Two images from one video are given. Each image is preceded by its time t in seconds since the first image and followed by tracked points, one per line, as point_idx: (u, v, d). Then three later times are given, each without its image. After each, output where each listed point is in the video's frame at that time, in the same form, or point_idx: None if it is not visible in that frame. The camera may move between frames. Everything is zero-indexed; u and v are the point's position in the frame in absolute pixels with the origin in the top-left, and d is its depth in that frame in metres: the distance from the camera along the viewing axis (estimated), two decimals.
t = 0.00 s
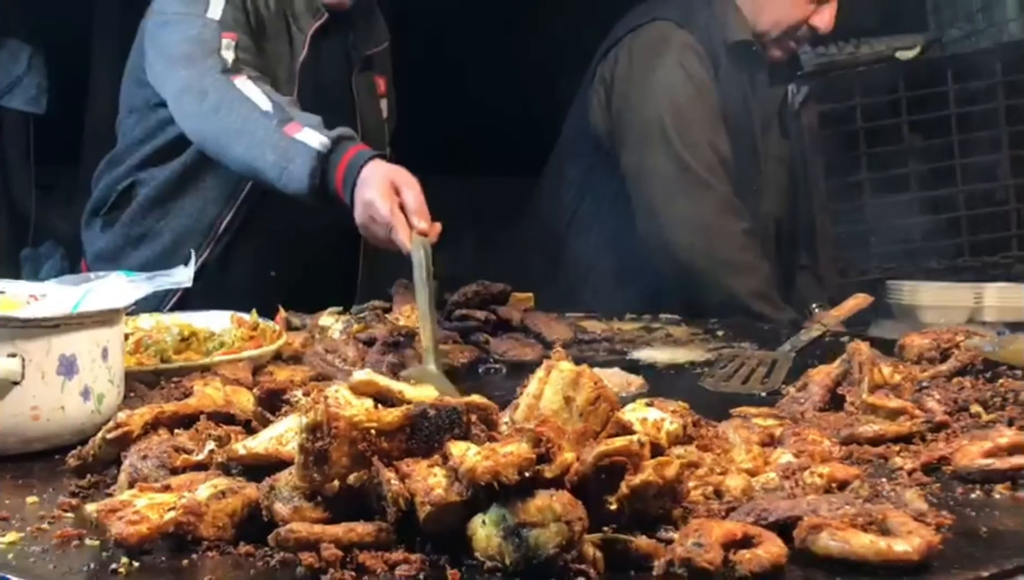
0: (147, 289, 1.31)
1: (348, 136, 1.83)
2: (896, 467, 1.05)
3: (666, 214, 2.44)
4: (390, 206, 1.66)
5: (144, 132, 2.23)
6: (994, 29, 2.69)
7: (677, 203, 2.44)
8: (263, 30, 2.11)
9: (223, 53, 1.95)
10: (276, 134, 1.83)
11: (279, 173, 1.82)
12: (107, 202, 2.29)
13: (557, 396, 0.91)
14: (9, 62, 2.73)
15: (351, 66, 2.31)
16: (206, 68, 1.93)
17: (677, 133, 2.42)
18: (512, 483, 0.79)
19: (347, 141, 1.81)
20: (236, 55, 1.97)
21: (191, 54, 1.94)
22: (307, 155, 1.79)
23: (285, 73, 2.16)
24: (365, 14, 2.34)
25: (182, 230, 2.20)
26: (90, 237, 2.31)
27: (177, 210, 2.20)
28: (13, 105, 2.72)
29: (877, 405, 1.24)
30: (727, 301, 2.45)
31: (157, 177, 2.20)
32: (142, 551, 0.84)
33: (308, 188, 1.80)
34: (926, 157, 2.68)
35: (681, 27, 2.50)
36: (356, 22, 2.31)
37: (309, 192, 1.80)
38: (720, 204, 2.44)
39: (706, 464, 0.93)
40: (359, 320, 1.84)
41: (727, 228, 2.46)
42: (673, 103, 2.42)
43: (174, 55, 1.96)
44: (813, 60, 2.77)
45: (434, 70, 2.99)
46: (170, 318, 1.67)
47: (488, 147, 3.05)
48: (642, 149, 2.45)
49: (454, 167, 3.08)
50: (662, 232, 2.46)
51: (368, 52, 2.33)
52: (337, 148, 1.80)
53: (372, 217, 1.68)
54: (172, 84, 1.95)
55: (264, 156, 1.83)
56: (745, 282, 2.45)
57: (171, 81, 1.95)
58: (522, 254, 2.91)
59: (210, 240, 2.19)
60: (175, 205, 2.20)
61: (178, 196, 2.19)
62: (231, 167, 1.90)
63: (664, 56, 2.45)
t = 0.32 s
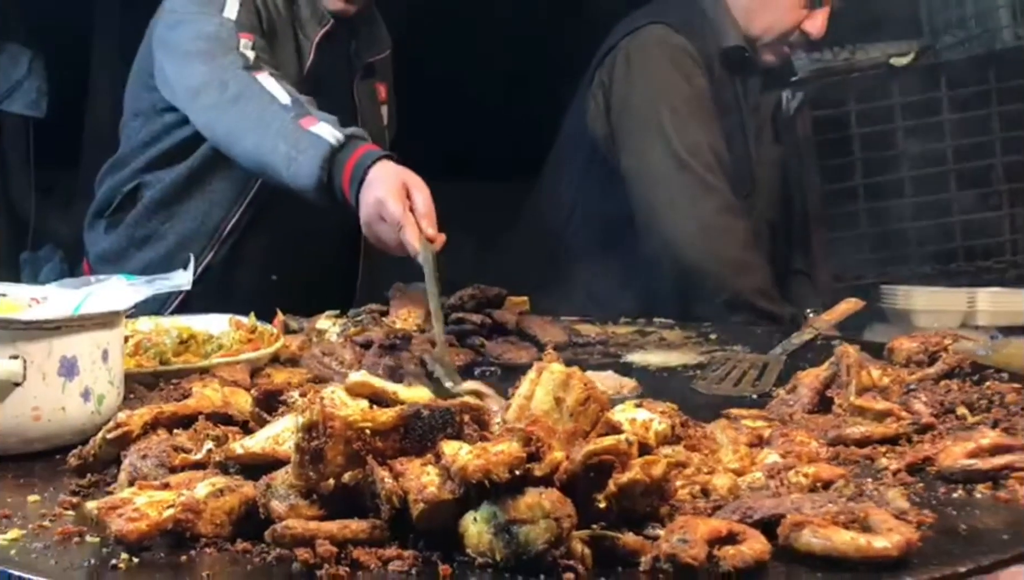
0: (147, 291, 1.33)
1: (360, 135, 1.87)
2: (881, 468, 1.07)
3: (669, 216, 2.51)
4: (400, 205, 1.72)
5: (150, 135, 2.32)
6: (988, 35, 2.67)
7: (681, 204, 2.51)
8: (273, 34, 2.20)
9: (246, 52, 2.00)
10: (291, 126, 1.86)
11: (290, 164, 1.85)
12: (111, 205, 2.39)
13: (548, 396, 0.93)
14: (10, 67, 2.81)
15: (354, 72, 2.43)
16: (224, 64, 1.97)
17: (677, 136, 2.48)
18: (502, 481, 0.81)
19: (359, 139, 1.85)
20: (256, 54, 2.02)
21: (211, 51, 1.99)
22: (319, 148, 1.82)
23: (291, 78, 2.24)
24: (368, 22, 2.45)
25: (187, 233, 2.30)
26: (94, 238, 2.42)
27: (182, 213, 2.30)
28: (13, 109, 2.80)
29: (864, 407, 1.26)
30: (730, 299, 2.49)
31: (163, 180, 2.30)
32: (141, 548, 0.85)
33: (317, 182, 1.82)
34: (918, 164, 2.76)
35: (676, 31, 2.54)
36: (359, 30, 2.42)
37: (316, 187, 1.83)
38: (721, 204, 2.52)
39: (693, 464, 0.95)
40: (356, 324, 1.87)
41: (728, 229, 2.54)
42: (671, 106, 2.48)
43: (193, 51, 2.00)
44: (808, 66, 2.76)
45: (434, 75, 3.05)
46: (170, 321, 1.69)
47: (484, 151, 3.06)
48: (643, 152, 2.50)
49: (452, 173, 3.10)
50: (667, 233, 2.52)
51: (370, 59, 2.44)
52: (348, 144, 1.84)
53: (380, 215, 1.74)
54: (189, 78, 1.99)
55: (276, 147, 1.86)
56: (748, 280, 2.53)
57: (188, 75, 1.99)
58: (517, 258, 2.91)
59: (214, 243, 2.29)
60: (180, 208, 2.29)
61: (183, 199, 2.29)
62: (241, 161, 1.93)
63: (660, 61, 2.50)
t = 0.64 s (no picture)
0: (142, 290, 1.35)
1: (363, 137, 1.90)
2: (863, 464, 1.09)
3: (661, 221, 2.51)
4: (407, 205, 1.73)
5: (151, 139, 2.39)
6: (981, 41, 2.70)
7: (673, 209, 2.50)
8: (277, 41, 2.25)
9: (255, 56, 2.04)
10: (299, 127, 1.89)
11: (295, 165, 1.87)
12: (112, 207, 2.45)
13: (533, 391, 0.95)
14: (8, 70, 2.81)
15: (356, 79, 2.46)
16: (232, 67, 2.00)
17: (668, 140, 2.49)
18: (486, 472, 0.83)
19: (365, 141, 1.88)
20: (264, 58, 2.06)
21: (219, 55, 2.02)
22: (324, 149, 1.85)
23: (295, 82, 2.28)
24: (370, 29, 2.47)
25: (188, 237, 2.36)
26: (93, 239, 2.47)
27: (184, 217, 2.36)
28: (12, 113, 2.80)
29: (848, 405, 1.28)
30: (722, 302, 2.49)
31: (165, 183, 2.36)
32: (133, 538, 0.87)
33: (320, 183, 1.84)
34: (910, 170, 2.78)
35: (668, 38, 2.58)
36: (360, 37, 2.46)
37: (319, 188, 1.85)
38: (712, 208, 2.51)
39: (676, 458, 0.96)
40: (349, 324, 1.88)
41: (719, 235, 2.52)
42: (660, 110, 2.48)
43: (201, 54, 2.04)
44: (802, 72, 2.79)
45: (433, 79, 3.04)
46: (165, 321, 1.70)
47: (482, 154, 3.10)
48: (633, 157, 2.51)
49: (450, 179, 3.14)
50: (659, 239, 2.52)
51: (371, 66, 2.47)
52: (352, 147, 1.86)
53: (386, 216, 1.75)
54: (196, 81, 2.03)
55: (281, 148, 1.89)
56: (741, 286, 2.50)
57: (196, 78, 2.03)
58: (510, 260, 2.92)
59: (215, 247, 2.35)
60: (181, 212, 2.35)
61: (186, 204, 2.35)
62: (246, 162, 1.96)
63: (651, 66, 2.53)
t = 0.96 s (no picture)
0: (133, 296, 1.37)
1: (357, 147, 1.92)
2: (837, 470, 1.11)
3: (651, 228, 2.61)
4: (405, 210, 1.78)
5: (151, 148, 2.42)
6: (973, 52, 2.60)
7: (664, 217, 2.61)
8: (277, 52, 2.31)
9: (252, 67, 2.08)
10: (295, 137, 1.92)
11: (291, 174, 1.89)
12: (111, 214, 2.48)
13: (510, 397, 0.97)
14: (8, 77, 2.87)
15: (355, 89, 2.56)
16: (231, 78, 2.03)
17: (659, 148, 2.60)
18: (461, 477, 0.85)
19: (360, 150, 1.90)
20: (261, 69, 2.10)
21: (217, 66, 2.05)
22: (319, 159, 1.87)
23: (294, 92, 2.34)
24: (368, 42, 2.57)
25: (185, 246, 2.39)
26: (92, 245, 2.50)
27: (181, 225, 2.39)
28: (12, 118, 2.84)
29: (826, 412, 1.30)
30: (706, 312, 2.49)
31: (164, 192, 2.39)
32: (118, 540, 0.89)
33: (315, 192, 1.86)
34: (902, 177, 2.72)
35: (661, 49, 2.68)
36: (359, 49, 2.55)
37: (313, 198, 1.87)
38: (701, 217, 2.61)
39: (650, 463, 0.99)
40: (340, 331, 1.91)
41: (706, 243, 2.62)
42: (653, 119, 2.60)
43: (201, 65, 2.07)
44: (796, 81, 2.79)
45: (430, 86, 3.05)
46: (157, 327, 1.73)
47: (475, 160, 3.10)
48: (625, 163, 2.60)
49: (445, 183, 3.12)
50: (647, 245, 2.62)
51: (369, 77, 2.56)
52: (348, 157, 1.88)
53: (385, 220, 1.79)
54: (196, 91, 2.06)
55: (278, 157, 1.91)
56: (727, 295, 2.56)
57: (195, 89, 2.06)
58: (501, 266, 2.92)
59: (212, 256, 2.38)
60: (179, 220, 2.38)
61: (184, 212, 2.39)
62: (241, 170, 1.98)
63: (645, 77, 2.63)
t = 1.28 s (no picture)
0: (127, 301, 1.40)
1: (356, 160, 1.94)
2: (813, 472, 1.13)
3: (648, 235, 2.65)
4: (404, 221, 1.79)
5: (151, 154, 2.45)
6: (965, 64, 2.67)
7: (661, 224, 2.65)
8: (278, 60, 2.36)
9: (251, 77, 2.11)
10: (294, 147, 1.95)
11: (289, 184, 1.92)
12: (111, 219, 2.52)
13: (490, 400, 1.00)
14: (11, 82, 2.99)
15: (353, 98, 2.60)
16: (231, 87, 2.06)
17: (654, 157, 2.64)
18: (438, 477, 0.87)
19: (358, 164, 1.94)
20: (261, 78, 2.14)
21: (218, 75, 2.09)
22: (318, 169, 1.90)
23: (294, 99, 2.40)
24: (368, 51, 2.61)
25: (184, 252, 2.42)
26: (93, 250, 2.54)
27: (180, 231, 2.42)
28: (14, 123, 2.99)
29: (806, 416, 1.32)
30: (704, 318, 2.57)
31: (163, 198, 2.43)
32: (105, 537, 0.92)
33: (314, 203, 1.89)
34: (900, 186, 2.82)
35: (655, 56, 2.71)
36: (359, 59, 2.59)
37: (311, 208, 1.90)
38: (697, 223, 2.64)
39: (626, 464, 1.01)
40: (333, 335, 1.93)
41: (703, 250, 2.66)
42: (646, 127, 2.62)
43: (202, 75, 2.10)
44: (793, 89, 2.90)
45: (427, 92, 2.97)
46: (153, 332, 1.75)
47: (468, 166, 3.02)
48: (621, 173, 2.62)
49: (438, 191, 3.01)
50: (644, 251, 2.66)
51: (369, 86, 2.60)
52: (346, 169, 1.92)
53: (383, 230, 1.80)
54: (196, 99, 2.09)
55: (277, 167, 1.93)
56: (724, 299, 2.63)
57: (196, 98, 2.09)
58: (495, 275, 2.91)
59: (211, 262, 2.42)
60: (178, 226, 2.41)
61: (183, 218, 2.42)
62: (238, 178, 2.00)
63: (639, 86, 2.66)
